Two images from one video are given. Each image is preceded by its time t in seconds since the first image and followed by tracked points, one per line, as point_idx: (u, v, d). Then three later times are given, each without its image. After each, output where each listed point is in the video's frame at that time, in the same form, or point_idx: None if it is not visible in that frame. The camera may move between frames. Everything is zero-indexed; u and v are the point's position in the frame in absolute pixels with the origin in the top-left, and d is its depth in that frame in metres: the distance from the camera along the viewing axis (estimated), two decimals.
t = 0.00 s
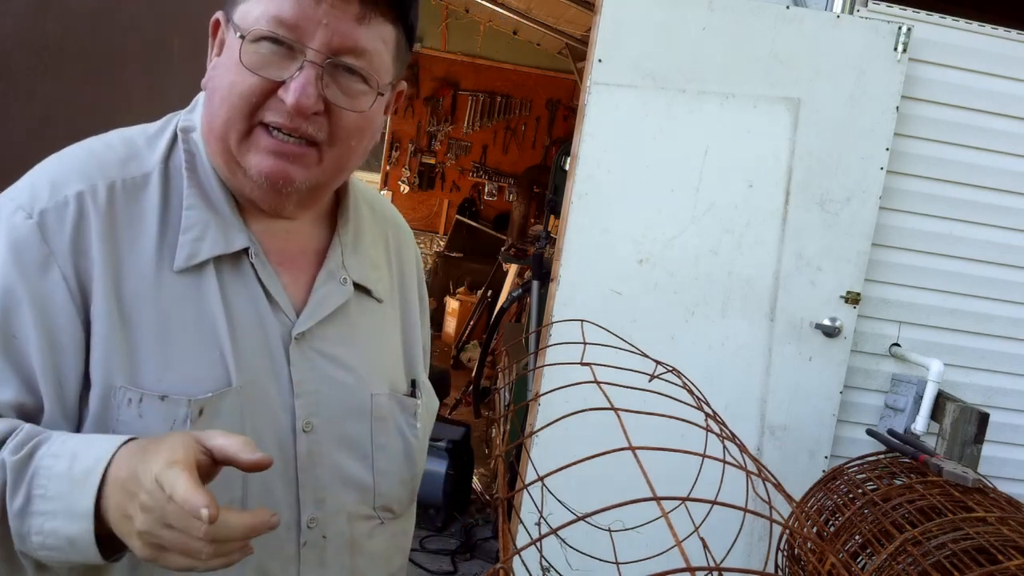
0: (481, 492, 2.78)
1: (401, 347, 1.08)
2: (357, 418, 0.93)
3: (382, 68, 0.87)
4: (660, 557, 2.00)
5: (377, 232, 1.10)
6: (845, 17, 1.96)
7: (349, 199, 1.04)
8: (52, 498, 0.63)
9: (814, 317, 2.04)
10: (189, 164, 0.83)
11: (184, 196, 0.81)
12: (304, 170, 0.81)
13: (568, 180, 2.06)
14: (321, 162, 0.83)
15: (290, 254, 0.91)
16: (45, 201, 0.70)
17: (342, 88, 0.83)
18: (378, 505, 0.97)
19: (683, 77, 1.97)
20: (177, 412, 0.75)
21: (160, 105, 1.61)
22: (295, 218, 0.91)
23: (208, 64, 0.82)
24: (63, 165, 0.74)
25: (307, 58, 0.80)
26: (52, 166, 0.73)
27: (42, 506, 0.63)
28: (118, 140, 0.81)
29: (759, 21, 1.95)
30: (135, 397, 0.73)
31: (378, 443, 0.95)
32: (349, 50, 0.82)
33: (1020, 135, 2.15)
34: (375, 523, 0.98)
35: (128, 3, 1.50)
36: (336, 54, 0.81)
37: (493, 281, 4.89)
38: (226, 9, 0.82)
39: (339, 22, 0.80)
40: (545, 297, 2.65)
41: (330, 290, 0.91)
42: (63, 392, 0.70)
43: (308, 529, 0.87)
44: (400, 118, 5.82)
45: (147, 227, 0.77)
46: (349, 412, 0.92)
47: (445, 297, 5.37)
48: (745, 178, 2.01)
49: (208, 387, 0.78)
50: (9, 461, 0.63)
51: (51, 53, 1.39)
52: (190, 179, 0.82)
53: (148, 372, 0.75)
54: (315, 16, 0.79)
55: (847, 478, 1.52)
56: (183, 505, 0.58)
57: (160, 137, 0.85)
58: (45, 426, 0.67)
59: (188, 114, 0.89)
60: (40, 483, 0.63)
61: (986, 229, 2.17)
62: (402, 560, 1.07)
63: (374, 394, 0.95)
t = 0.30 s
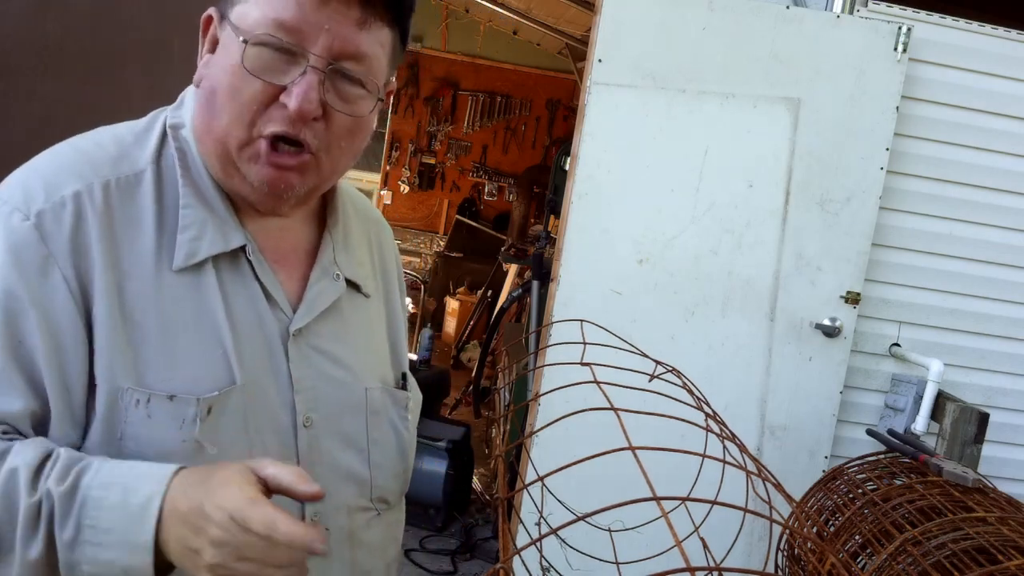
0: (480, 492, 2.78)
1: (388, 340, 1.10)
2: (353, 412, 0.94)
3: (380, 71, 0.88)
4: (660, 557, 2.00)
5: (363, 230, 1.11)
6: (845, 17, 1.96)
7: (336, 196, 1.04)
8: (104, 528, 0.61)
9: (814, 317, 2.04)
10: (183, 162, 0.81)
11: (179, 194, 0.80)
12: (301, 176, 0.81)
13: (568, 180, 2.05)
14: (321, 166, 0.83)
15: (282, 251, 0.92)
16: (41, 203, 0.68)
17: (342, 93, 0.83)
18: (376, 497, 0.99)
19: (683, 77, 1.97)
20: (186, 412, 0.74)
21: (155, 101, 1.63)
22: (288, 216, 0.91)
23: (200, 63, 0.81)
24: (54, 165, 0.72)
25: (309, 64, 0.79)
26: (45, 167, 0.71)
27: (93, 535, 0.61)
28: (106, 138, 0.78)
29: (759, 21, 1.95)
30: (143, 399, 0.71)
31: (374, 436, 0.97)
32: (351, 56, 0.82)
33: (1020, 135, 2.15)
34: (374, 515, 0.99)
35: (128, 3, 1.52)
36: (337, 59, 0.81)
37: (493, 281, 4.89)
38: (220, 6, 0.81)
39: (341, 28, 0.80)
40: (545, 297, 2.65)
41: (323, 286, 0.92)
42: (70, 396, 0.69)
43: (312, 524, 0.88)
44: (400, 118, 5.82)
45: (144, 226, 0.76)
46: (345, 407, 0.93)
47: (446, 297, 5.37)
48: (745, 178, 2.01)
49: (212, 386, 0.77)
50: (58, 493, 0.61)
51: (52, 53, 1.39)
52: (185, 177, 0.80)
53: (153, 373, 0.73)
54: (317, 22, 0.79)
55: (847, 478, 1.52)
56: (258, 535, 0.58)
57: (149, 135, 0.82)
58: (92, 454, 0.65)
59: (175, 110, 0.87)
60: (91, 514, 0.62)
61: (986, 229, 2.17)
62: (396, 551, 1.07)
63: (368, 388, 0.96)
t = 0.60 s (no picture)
0: (480, 492, 2.78)
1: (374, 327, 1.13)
2: (355, 400, 0.96)
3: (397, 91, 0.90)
4: (660, 557, 2.00)
5: (346, 224, 1.13)
6: (845, 17, 1.96)
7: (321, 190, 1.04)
8: (268, 557, 0.65)
9: (814, 317, 2.04)
10: (180, 162, 0.80)
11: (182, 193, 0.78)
12: (331, 195, 0.88)
13: (568, 180, 2.05)
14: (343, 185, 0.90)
15: (278, 247, 0.92)
16: (62, 209, 0.67)
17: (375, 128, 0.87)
18: (381, 479, 1.01)
19: (683, 77, 1.97)
20: (220, 409, 0.73)
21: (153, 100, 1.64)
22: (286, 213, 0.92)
23: (228, 90, 0.76)
24: (64, 167, 0.70)
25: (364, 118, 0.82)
26: (52, 170, 0.70)
27: (255, 565, 0.65)
28: (97, 138, 0.77)
29: (759, 21, 1.95)
30: (177, 398, 0.71)
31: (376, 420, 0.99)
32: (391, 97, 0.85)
33: (1020, 135, 2.15)
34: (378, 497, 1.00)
35: (128, 3, 1.53)
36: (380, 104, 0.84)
37: (493, 281, 4.88)
38: (258, 45, 0.74)
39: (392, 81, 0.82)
40: (545, 297, 2.65)
41: (320, 278, 0.94)
42: (116, 400, 0.67)
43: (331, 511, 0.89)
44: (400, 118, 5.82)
45: (157, 226, 0.75)
46: (349, 393, 0.95)
47: (446, 297, 5.36)
48: (746, 178, 2.01)
49: (238, 380, 0.77)
50: (226, 529, 0.64)
51: (52, 53, 1.40)
52: (186, 176, 0.79)
53: (183, 371, 0.73)
54: (378, 81, 0.79)
55: (847, 478, 1.52)
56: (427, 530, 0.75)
57: (139, 134, 0.81)
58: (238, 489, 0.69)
59: (163, 110, 0.85)
60: (254, 545, 0.65)
61: (986, 229, 2.17)
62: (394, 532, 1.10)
63: (367, 373, 0.99)
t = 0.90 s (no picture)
0: (480, 492, 2.78)
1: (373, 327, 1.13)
2: (359, 397, 0.96)
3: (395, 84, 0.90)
4: (660, 557, 2.00)
5: (344, 226, 1.14)
6: (845, 17, 1.96)
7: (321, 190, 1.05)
8: (326, 542, 0.71)
9: (814, 317, 2.04)
10: (189, 162, 0.80)
11: (195, 193, 0.79)
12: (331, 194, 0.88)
13: (568, 180, 2.05)
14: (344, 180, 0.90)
15: (282, 248, 0.93)
16: (91, 209, 0.68)
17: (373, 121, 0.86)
18: (384, 478, 1.01)
19: (683, 77, 1.97)
20: (246, 405, 0.75)
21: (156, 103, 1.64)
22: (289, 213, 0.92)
23: (226, 87, 0.77)
24: (84, 167, 0.71)
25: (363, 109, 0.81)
26: (72, 170, 0.70)
27: (314, 549, 0.70)
28: (105, 137, 0.77)
29: (759, 21, 1.95)
30: (206, 394, 0.73)
31: (380, 417, 0.99)
32: (388, 88, 0.85)
33: (1020, 135, 2.15)
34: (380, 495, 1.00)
35: (129, 3, 1.53)
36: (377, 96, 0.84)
37: (493, 281, 4.88)
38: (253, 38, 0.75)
39: (388, 68, 0.81)
40: (545, 297, 2.65)
41: (324, 278, 0.95)
42: (166, 393, 0.70)
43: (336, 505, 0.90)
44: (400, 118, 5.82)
45: (176, 225, 0.76)
46: (354, 392, 0.95)
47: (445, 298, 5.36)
48: (746, 178, 2.01)
49: (257, 376, 0.78)
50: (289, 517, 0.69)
51: (52, 53, 1.42)
52: (196, 176, 0.79)
53: (209, 368, 0.74)
54: (372, 68, 0.79)
55: (847, 478, 1.52)
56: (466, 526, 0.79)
57: (146, 134, 0.81)
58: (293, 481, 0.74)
59: (168, 112, 0.85)
60: (314, 532, 0.70)
61: (986, 229, 2.17)
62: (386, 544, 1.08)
63: (368, 372, 0.99)
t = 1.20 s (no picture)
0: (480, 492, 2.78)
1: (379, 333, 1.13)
2: (359, 400, 0.97)
3: (378, 65, 0.88)
4: (660, 557, 2.00)
5: (354, 230, 1.14)
6: (845, 17, 1.96)
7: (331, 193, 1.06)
8: (328, 543, 0.71)
9: (814, 317, 2.04)
10: (196, 156, 0.81)
11: (200, 187, 0.79)
12: (295, 160, 0.82)
13: (568, 180, 2.05)
14: (315, 154, 0.84)
15: (286, 244, 0.93)
16: (99, 197, 0.68)
17: (339, 84, 0.83)
18: (380, 483, 1.00)
19: (683, 77, 1.97)
20: (243, 396, 0.75)
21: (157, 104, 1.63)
22: (289, 209, 0.93)
23: (204, 54, 0.83)
24: (94, 157, 0.72)
25: (308, 52, 0.79)
26: (82, 159, 0.71)
27: (315, 550, 0.70)
28: (116, 130, 0.78)
29: (759, 21, 1.95)
30: (204, 382, 0.73)
31: (377, 424, 1.01)
32: (352, 44, 0.82)
33: (1020, 135, 2.15)
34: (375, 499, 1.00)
35: (128, 3, 1.53)
36: (337, 50, 0.81)
37: (493, 281, 4.88)
38: (224, 1, 0.82)
39: (343, 18, 0.80)
40: (545, 297, 2.65)
41: (329, 279, 0.94)
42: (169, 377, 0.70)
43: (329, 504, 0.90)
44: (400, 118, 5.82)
45: (182, 216, 0.76)
46: (353, 394, 0.96)
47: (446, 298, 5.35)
48: (746, 178, 2.01)
49: (255, 370, 0.78)
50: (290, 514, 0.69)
51: (52, 52, 1.44)
52: (202, 170, 0.80)
53: (208, 357, 0.74)
54: (318, 10, 0.78)
55: (847, 478, 1.52)
56: (473, 534, 0.83)
57: (157, 130, 0.82)
58: (295, 480, 0.74)
59: (179, 110, 0.86)
60: (317, 533, 0.70)
61: (986, 229, 2.17)
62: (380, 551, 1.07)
63: (369, 377, 0.99)
